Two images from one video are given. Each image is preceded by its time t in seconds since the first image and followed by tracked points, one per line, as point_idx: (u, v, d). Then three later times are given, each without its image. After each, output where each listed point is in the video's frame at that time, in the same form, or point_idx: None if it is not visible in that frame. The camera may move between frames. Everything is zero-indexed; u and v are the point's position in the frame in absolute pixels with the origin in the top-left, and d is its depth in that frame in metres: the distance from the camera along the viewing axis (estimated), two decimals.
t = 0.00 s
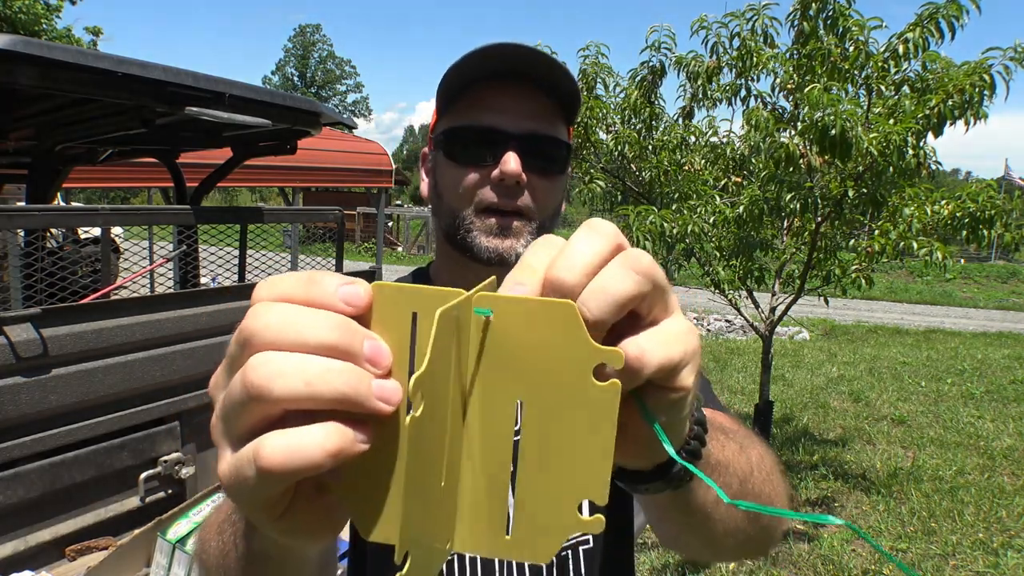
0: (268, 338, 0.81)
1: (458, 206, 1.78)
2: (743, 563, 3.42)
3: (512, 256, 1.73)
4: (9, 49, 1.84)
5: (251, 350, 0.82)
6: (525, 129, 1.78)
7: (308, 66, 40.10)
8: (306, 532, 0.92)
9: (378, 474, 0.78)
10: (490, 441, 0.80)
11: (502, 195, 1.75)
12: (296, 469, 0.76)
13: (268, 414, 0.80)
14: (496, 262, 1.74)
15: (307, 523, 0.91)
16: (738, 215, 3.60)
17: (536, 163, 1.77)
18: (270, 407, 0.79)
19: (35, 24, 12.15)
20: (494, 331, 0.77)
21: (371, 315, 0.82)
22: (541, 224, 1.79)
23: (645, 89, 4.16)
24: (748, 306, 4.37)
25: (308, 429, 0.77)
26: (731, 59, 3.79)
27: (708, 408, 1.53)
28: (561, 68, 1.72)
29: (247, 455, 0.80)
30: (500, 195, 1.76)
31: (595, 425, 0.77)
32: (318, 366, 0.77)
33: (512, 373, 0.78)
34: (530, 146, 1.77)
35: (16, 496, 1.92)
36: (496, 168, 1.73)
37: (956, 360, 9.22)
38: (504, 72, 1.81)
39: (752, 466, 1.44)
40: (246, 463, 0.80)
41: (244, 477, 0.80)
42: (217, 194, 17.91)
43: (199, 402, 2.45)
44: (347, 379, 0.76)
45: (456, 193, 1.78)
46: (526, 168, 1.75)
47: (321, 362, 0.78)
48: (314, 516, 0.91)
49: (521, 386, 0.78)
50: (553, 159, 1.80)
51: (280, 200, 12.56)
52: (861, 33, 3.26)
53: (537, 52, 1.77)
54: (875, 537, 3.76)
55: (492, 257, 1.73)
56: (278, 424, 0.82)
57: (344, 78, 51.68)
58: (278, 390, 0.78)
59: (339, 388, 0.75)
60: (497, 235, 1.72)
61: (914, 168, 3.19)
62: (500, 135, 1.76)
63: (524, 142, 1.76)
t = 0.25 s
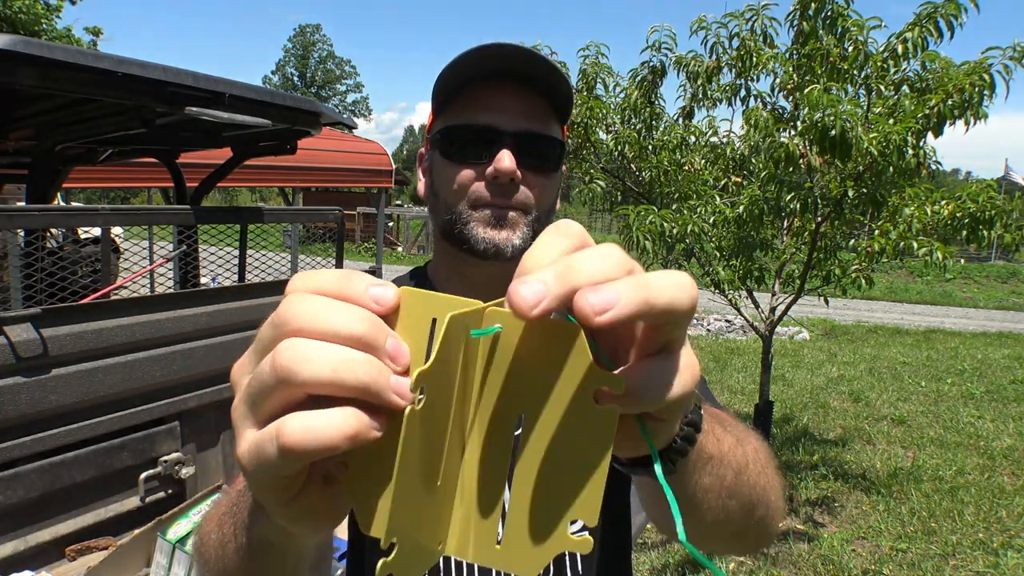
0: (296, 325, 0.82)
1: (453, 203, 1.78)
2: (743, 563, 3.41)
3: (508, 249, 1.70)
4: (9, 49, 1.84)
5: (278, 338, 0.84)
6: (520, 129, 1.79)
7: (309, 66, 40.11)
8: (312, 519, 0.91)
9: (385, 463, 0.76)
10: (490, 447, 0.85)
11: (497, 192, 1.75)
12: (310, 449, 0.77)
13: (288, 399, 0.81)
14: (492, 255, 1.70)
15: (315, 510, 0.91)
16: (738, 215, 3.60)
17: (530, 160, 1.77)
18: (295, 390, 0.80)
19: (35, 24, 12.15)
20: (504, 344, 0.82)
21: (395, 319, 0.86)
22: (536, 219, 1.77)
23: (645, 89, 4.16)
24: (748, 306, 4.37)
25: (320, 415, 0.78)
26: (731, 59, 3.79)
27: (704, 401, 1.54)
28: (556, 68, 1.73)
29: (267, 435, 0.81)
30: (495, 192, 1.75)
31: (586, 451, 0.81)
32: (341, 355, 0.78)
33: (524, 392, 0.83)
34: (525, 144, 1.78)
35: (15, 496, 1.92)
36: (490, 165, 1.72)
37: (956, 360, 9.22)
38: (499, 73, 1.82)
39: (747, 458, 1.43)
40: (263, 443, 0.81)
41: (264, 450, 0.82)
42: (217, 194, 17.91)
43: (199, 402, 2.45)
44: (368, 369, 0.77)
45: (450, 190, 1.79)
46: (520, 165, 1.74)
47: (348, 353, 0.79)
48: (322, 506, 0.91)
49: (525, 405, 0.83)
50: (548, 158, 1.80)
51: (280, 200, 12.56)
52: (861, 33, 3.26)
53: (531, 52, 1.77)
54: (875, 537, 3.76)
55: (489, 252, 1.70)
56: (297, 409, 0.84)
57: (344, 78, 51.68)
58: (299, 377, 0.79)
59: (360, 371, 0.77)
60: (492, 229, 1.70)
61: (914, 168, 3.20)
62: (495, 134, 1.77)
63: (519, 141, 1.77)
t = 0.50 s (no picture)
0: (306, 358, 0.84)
1: (447, 204, 1.78)
2: (743, 563, 3.41)
3: (500, 248, 1.70)
4: (9, 49, 1.84)
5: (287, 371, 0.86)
6: (511, 130, 1.78)
7: (308, 66, 40.11)
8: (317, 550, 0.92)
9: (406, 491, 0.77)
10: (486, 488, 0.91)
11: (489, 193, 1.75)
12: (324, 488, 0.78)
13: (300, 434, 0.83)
14: (485, 256, 1.71)
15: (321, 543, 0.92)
16: (738, 215, 3.61)
17: (522, 162, 1.78)
18: (305, 429, 0.81)
19: (35, 24, 12.16)
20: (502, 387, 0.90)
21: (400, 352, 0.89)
22: (528, 220, 1.78)
23: (645, 89, 4.16)
24: (748, 306, 4.37)
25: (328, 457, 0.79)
26: (730, 60, 3.80)
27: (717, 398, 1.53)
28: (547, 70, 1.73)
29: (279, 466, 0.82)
30: (487, 194, 1.76)
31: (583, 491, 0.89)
32: (349, 394, 0.80)
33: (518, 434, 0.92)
34: (517, 146, 1.78)
35: (16, 496, 1.92)
36: (482, 166, 1.74)
37: (956, 360, 9.22)
38: (491, 75, 1.82)
39: (756, 454, 1.43)
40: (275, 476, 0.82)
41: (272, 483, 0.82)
42: (216, 194, 17.91)
43: (199, 402, 2.45)
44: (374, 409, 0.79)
45: (444, 191, 1.79)
46: (512, 166, 1.75)
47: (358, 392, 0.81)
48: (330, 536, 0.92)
49: (525, 445, 0.92)
50: (540, 159, 1.80)
51: (280, 200, 12.55)
52: (860, 33, 3.26)
53: (522, 53, 1.77)
54: (875, 538, 3.76)
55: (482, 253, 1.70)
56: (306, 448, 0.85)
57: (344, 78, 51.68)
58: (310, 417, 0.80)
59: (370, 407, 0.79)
60: (485, 229, 1.71)
61: (914, 168, 3.20)
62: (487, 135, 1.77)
63: (510, 143, 1.77)
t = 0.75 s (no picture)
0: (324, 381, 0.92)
1: (442, 206, 1.79)
2: (743, 563, 3.41)
3: (495, 247, 1.70)
4: (9, 49, 1.84)
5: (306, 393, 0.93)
6: (504, 130, 1.78)
7: (308, 66, 40.10)
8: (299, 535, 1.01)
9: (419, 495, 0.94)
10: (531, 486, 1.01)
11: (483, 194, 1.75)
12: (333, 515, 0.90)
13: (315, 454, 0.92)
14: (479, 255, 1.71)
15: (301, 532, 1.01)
16: (738, 215, 3.61)
17: (514, 161, 1.78)
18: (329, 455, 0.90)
19: (35, 24, 12.17)
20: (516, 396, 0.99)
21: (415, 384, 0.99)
22: (523, 218, 1.78)
23: (645, 89, 4.15)
24: (748, 306, 4.37)
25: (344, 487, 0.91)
26: (730, 59, 3.79)
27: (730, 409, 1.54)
28: (537, 68, 1.73)
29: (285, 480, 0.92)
30: (481, 194, 1.77)
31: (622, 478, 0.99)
32: (372, 428, 0.90)
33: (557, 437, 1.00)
34: (509, 144, 1.78)
35: (17, 496, 1.92)
36: (476, 167, 1.75)
37: (956, 360, 9.22)
38: (482, 76, 1.82)
39: (762, 462, 1.44)
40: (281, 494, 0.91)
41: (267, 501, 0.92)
42: (216, 194, 17.90)
43: (199, 402, 2.46)
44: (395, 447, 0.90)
45: (439, 194, 1.80)
46: (505, 165, 1.76)
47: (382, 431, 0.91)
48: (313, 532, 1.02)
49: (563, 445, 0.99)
50: (532, 158, 1.80)
51: (279, 200, 12.54)
52: (860, 33, 3.25)
53: (511, 53, 1.77)
54: (875, 538, 3.76)
55: (477, 254, 1.70)
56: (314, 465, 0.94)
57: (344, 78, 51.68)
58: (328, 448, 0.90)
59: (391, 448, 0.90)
60: (479, 228, 1.71)
61: (914, 168, 3.20)
62: (479, 135, 1.76)
63: (502, 142, 1.77)
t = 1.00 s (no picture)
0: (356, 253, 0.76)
1: (440, 208, 1.79)
2: (743, 563, 3.41)
3: (493, 250, 1.70)
4: (9, 49, 1.84)
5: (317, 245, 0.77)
6: (499, 131, 1.78)
7: (308, 66, 40.10)
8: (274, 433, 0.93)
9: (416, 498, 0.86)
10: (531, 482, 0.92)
11: (479, 195, 1.75)
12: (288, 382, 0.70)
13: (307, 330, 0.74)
14: (478, 257, 1.72)
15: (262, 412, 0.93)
16: (738, 215, 3.61)
17: (510, 162, 1.78)
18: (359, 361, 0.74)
19: (35, 24, 12.17)
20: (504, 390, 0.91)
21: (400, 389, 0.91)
22: (519, 219, 1.78)
23: (645, 89, 4.16)
24: (748, 306, 4.37)
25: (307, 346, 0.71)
26: (730, 59, 3.79)
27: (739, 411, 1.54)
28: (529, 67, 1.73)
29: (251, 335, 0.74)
30: (476, 194, 1.77)
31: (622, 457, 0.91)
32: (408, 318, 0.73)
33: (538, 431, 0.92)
34: (503, 145, 1.78)
35: (17, 496, 1.92)
36: (470, 167, 1.73)
37: (956, 360, 9.22)
38: (476, 74, 1.81)
39: (771, 459, 1.44)
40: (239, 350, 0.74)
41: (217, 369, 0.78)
42: (216, 194, 17.91)
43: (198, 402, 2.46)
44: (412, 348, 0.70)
45: (436, 196, 1.79)
46: (500, 165, 1.76)
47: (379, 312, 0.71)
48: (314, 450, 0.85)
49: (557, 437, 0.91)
50: (528, 159, 1.81)
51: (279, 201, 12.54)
52: (861, 33, 3.25)
53: (504, 54, 1.77)
54: (875, 538, 3.76)
55: (475, 255, 1.71)
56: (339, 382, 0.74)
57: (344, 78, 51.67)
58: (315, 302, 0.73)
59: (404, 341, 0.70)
60: (477, 232, 1.71)
61: (914, 168, 3.20)
62: (474, 137, 1.77)
63: (497, 143, 1.77)
